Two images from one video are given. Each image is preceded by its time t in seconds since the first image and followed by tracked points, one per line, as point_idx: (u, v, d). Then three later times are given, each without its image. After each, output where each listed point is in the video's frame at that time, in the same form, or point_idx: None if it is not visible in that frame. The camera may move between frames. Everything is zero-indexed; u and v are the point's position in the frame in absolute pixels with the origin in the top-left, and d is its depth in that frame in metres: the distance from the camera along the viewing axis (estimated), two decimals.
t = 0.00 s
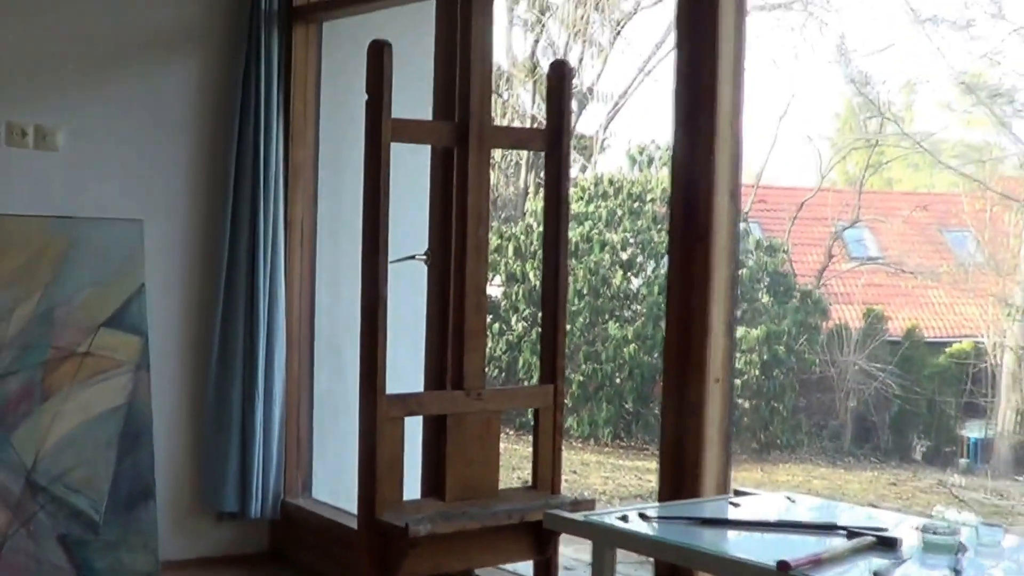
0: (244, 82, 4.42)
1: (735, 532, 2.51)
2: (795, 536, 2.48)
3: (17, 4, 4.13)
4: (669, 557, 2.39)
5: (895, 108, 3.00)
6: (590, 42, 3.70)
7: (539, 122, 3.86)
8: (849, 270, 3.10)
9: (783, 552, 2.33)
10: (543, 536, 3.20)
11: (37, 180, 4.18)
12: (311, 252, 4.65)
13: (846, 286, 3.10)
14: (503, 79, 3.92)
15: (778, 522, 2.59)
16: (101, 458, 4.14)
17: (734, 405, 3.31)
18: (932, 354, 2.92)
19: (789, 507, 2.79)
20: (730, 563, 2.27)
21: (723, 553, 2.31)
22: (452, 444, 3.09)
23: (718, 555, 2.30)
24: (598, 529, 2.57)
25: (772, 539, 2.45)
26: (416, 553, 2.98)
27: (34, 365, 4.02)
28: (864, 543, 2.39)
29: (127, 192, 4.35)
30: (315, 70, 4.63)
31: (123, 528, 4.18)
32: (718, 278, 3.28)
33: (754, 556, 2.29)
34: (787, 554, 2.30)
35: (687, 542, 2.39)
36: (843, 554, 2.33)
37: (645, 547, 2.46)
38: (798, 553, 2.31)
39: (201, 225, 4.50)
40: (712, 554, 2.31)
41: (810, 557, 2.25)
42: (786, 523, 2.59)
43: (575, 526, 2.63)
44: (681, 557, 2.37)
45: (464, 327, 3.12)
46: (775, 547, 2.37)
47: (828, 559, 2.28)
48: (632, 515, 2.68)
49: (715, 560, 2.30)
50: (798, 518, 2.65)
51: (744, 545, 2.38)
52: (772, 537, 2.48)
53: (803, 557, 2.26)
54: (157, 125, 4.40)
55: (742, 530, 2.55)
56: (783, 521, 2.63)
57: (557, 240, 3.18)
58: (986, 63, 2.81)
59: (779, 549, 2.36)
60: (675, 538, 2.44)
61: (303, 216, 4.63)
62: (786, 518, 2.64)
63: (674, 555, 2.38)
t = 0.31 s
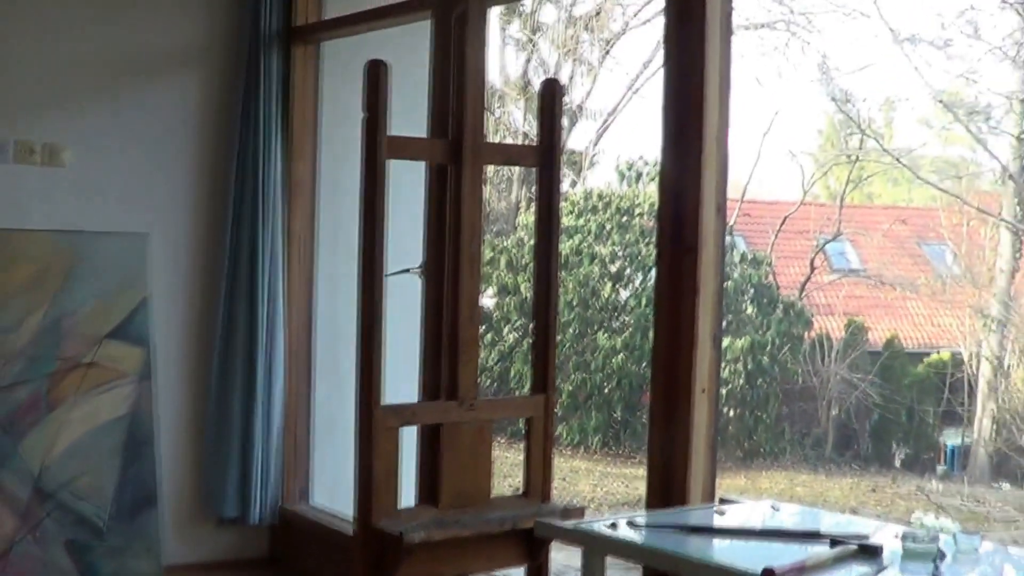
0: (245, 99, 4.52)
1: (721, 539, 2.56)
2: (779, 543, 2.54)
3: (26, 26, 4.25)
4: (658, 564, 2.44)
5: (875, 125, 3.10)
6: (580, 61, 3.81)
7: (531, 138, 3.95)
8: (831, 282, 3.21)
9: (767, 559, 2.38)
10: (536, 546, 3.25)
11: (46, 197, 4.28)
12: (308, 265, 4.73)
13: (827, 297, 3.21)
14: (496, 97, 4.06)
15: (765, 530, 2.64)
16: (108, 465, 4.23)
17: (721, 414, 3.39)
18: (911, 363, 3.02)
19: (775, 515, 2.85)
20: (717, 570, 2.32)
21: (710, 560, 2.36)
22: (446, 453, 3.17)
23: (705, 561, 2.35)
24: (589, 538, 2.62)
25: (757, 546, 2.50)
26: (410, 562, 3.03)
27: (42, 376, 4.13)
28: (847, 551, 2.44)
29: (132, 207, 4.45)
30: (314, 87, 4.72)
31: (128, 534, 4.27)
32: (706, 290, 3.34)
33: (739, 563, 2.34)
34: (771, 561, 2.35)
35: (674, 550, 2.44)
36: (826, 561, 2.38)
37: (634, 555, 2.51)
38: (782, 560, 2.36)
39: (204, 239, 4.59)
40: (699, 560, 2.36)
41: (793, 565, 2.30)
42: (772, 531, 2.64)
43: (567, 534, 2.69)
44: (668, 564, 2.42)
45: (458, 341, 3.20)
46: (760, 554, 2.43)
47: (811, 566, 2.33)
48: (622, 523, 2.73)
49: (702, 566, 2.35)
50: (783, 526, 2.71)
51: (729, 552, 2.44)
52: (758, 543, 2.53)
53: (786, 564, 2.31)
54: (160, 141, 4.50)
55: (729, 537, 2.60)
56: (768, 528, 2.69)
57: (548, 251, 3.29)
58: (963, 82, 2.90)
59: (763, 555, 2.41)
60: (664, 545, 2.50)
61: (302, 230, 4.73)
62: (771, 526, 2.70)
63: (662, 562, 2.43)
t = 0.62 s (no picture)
0: (246, 110, 4.59)
1: (715, 549, 2.60)
2: (772, 552, 2.58)
3: (30, 37, 4.30)
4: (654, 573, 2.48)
5: (866, 135, 3.15)
6: (577, 72, 3.87)
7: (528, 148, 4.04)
8: (821, 290, 3.25)
9: (761, 568, 2.43)
10: (531, 553, 3.29)
11: (51, 207, 4.34)
12: (308, 274, 4.81)
13: (818, 305, 3.24)
14: (493, 107, 4.16)
15: (757, 539, 2.68)
16: (109, 471, 4.29)
17: (713, 421, 3.44)
18: (899, 369, 3.06)
19: (766, 523, 2.90)
20: None
21: (705, 568, 2.42)
22: (443, 461, 3.22)
23: (700, 570, 2.40)
24: (585, 547, 2.68)
25: (750, 556, 2.54)
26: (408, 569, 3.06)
27: (46, 383, 4.18)
28: (839, 559, 2.48)
29: (134, 216, 4.50)
30: (313, 98, 4.79)
31: (131, 540, 4.34)
32: (699, 296, 3.37)
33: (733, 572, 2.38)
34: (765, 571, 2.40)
35: (669, 560, 2.48)
36: (819, 569, 2.42)
37: (627, 563, 2.56)
38: (776, 570, 2.41)
39: (205, 248, 4.65)
40: (694, 568, 2.41)
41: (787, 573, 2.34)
42: (764, 540, 2.69)
43: (562, 544, 2.73)
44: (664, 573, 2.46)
45: (456, 351, 3.25)
46: (753, 564, 2.47)
47: (804, 574, 2.37)
48: (617, 533, 2.78)
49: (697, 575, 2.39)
50: (775, 535, 2.75)
51: (723, 562, 2.48)
52: (751, 553, 2.58)
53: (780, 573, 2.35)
54: (162, 151, 4.55)
55: (722, 547, 2.64)
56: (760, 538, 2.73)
57: (545, 264, 3.32)
58: (951, 95, 2.95)
59: (757, 565, 2.46)
60: (659, 554, 2.54)
61: (301, 239, 4.80)
62: (763, 534, 2.74)
63: (658, 571, 2.47)
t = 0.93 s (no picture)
0: (247, 116, 4.60)
1: (713, 557, 2.61)
2: (770, 560, 2.59)
3: (32, 43, 4.30)
4: None
5: (864, 140, 3.14)
6: (577, 77, 3.87)
7: (527, 153, 4.05)
8: (821, 295, 3.24)
9: None
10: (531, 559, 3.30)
11: (53, 212, 4.35)
12: (308, 279, 4.82)
13: (818, 310, 3.23)
14: (493, 112, 4.18)
15: (755, 547, 2.69)
16: (109, 476, 4.30)
17: (712, 426, 3.46)
18: (898, 373, 3.06)
19: (764, 531, 2.91)
20: None
21: (702, 574, 2.44)
22: (444, 468, 3.23)
23: None
24: (585, 554, 2.68)
25: (749, 563, 2.55)
26: None
27: (48, 388, 4.20)
28: (837, 567, 2.49)
29: (135, 221, 4.50)
30: (314, 106, 4.81)
31: (131, 545, 4.34)
32: (698, 304, 3.42)
33: None
34: None
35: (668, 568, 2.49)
36: None
37: (628, 571, 2.56)
38: None
39: (206, 252, 4.66)
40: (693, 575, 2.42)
41: None
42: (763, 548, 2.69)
43: (562, 551, 2.74)
44: None
45: (456, 357, 3.26)
46: (752, 571, 2.48)
47: None
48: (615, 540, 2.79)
49: None
50: (773, 543, 2.75)
51: (721, 569, 2.49)
52: (750, 560, 2.59)
53: None
54: (163, 157, 4.56)
55: (721, 555, 2.65)
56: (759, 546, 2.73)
57: (545, 270, 3.34)
58: (949, 101, 2.95)
59: (754, 572, 2.48)
60: (659, 562, 2.55)
61: (302, 244, 4.81)
62: (762, 542, 2.75)
63: None
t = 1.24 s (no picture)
0: (247, 117, 4.60)
1: (714, 560, 2.61)
2: (770, 563, 2.59)
3: (33, 44, 4.30)
4: None
5: (864, 140, 3.14)
6: (577, 77, 3.88)
7: (527, 153, 4.06)
8: (820, 295, 3.24)
9: None
10: (530, 561, 3.30)
11: (53, 213, 4.34)
12: (309, 281, 4.82)
13: (817, 310, 3.23)
14: (494, 112, 4.18)
15: (755, 550, 2.69)
16: (109, 477, 4.29)
17: (712, 427, 3.45)
18: (898, 373, 3.06)
19: (764, 533, 2.90)
20: None
21: None
22: (444, 470, 3.22)
23: None
24: (584, 556, 2.68)
25: (748, 566, 2.55)
26: None
27: (48, 389, 4.19)
28: (837, 570, 2.48)
29: (135, 222, 4.50)
30: (314, 107, 4.81)
31: (130, 546, 4.34)
32: (698, 309, 3.40)
33: None
34: None
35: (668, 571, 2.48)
36: None
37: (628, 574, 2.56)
38: None
39: (207, 252, 4.65)
40: None
41: None
42: (763, 551, 2.69)
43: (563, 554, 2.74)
44: None
45: (456, 358, 3.26)
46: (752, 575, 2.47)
47: None
48: (615, 544, 2.78)
49: None
50: (773, 546, 2.75)
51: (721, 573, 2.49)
52: (749, 563, 2.58)
53: None
54: (163, 157, 4.56)
55: (720, 557, 2.65)
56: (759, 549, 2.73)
57: (545, 271, 3.34)
58: (949, 101, 2.95)
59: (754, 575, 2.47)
60: (659, 566, 2.55)
61: (302, 244, 4.81)
62: (762, 545, 2.75)
63: None
